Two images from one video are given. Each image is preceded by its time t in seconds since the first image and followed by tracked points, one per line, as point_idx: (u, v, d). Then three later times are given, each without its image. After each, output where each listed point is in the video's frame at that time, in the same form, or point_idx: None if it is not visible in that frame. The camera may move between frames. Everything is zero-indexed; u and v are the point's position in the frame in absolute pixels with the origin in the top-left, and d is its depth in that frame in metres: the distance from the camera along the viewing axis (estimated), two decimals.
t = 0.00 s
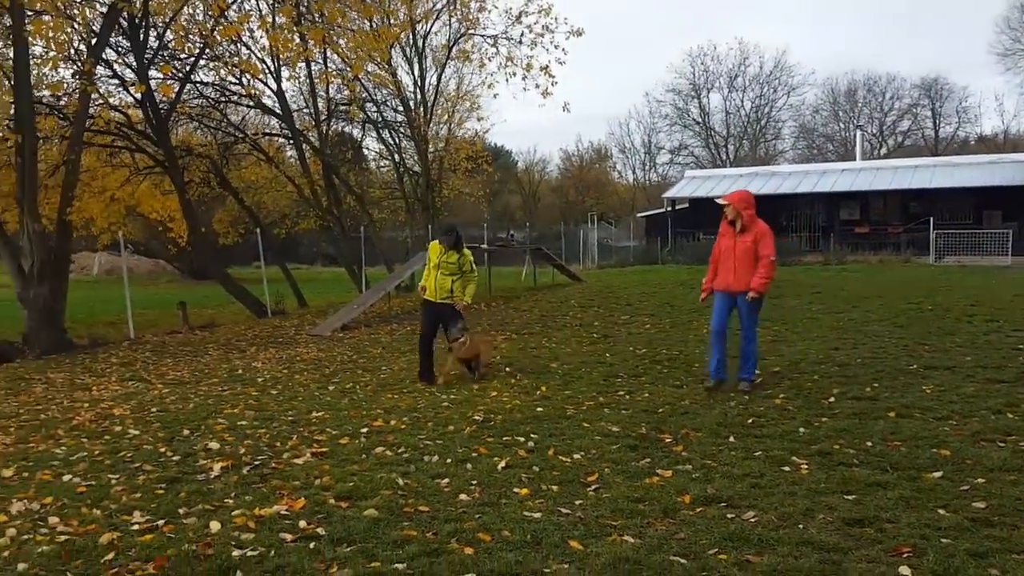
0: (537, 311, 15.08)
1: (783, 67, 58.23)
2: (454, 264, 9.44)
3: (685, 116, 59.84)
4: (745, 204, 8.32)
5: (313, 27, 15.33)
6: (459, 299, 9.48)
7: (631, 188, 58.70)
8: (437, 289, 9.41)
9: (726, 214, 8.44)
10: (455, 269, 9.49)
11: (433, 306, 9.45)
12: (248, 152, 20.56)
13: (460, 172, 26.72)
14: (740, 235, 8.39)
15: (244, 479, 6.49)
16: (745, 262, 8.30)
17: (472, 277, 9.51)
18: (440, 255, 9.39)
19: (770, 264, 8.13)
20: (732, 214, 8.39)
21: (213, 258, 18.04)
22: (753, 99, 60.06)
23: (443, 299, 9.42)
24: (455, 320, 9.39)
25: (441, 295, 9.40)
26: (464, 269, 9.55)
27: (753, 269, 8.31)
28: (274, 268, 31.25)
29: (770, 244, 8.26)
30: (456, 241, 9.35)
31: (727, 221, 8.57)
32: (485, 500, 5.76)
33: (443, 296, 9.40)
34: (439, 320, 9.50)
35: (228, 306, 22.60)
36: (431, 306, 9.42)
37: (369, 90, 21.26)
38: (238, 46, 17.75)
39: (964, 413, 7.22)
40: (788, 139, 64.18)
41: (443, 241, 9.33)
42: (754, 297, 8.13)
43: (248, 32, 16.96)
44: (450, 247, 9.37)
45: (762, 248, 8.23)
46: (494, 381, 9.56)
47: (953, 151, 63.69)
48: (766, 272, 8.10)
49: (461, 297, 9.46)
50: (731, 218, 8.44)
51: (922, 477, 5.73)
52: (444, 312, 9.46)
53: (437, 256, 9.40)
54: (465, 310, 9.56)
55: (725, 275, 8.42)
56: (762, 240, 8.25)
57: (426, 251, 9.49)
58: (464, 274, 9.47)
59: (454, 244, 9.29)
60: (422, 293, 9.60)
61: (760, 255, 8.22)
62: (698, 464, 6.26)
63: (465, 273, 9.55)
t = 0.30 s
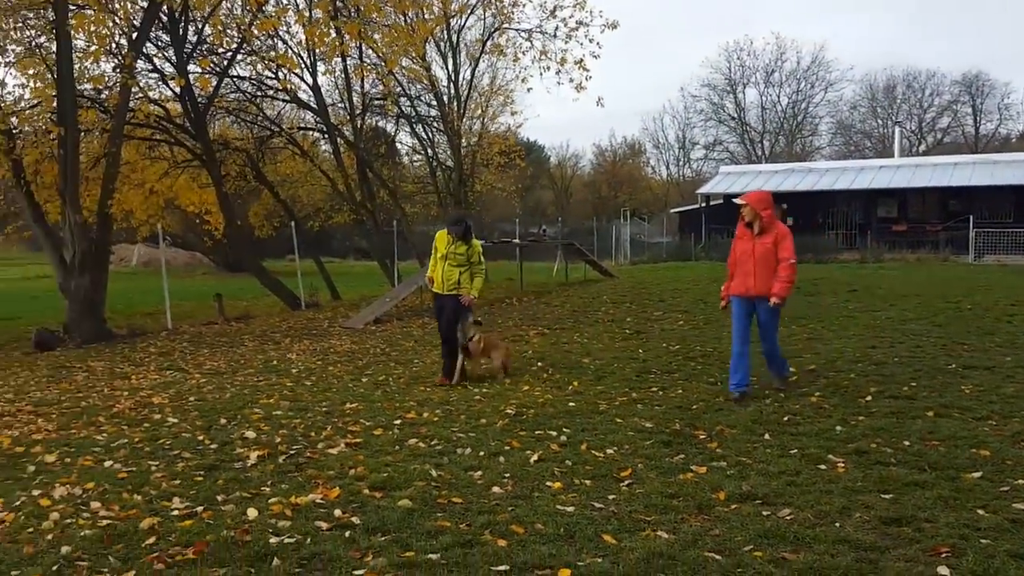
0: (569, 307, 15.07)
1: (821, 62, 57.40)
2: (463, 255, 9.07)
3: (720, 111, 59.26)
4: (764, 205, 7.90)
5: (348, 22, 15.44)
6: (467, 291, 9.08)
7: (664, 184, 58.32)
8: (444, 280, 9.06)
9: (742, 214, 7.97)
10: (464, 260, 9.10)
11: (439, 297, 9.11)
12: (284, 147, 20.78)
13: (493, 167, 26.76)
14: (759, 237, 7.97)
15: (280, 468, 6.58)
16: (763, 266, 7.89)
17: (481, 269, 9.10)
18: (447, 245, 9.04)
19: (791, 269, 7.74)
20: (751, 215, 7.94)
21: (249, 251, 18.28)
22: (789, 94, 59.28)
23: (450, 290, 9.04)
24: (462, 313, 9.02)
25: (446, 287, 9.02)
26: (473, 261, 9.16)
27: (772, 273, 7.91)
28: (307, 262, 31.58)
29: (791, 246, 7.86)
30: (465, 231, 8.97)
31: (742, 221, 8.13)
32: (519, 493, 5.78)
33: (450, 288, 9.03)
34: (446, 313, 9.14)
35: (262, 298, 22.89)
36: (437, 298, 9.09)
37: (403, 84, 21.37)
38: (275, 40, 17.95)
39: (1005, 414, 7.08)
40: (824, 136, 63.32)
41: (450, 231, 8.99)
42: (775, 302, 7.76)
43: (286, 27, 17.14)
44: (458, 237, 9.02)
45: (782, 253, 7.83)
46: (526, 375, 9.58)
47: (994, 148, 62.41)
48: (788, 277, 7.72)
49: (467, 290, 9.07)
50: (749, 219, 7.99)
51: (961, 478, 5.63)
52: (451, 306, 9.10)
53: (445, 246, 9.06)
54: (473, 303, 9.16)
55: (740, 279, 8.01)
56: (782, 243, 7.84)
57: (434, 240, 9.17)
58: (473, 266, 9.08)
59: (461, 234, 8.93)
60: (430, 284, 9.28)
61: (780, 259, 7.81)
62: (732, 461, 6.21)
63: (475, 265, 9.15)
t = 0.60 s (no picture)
0: (591, 304, 15.06)
1: (848, 60, 56.78)
2: (460, 252, 8.94)
3: (745, 109, 58.82)
4: (778, 198, 7.47)
5: (374, 17, 15.49)
6: (466, 289, 8.95)
7: (687, 181, 58.04)
8: (441, 279, 8.90)
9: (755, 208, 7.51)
10: (462, 257, 8.97)
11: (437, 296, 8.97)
12: (308, 142, 20.92)
13: (516, 163, 26.77)
14: (776, 233, 7.52)
15: (305, 460, 6.65)
16: (783, 262, 7.42)
17: (479, 266, 8.96)
18: (444, 242, 8.92)
19: (815, 267, 7.42)
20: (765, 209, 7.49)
21: (273, 245, 18.42)
22: (815, 92, 58.72)
23: (447, 288, 8.89)
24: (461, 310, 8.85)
25: (443, 284, 8.87)
26: (472, 258, 9.02)
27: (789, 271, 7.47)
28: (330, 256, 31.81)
29: (808, 243, 7.46)
30: (461, 228, 8.82)
31: (753, 216, 7.65)
32: (542, 488, 5.80)
33: (447, 286, 8.87)
34: (444, 312, 8.97)
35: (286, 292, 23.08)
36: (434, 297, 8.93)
37: (427, 80, 21.43)
38: (301, 36, 18.07)
39: None
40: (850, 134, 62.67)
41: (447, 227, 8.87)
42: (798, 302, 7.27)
43: (311, 22, 17.24)
44: (455, 234, 8.90)
45: (801, 249, 7.45)
46: (549, 371, 9.60)
47: None
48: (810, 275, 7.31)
49: (465, 287, 8.92)
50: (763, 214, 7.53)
51: (988, 479, 5.58)
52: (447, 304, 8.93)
53: (442, 243, 8.93)
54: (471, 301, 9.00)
55: (757, 277, 7.50)
56: (801, 238, 7.45)
57: (431, 239, 9.04)
58: (470, 262, 8.96)
59: (457, 230, 8.80)
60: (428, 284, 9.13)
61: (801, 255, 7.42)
62: (757, 459, 6.19)
63: (473, 263, 9.01)
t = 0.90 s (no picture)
0: (611, 301, 15.02)
1: (871, 57, 56.22)
2: (452, 251, 8.55)
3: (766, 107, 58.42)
4: (794, 193, 7.23)
5: (396, 13, 15.53)
6: (456, 291, 8.62)
7: (706, 179, 57.74)
8: (432, 280, 8.58)
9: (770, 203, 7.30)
10: (453, 257, 8.59)
11: (426, 298, 8.63)
12: (329, 138, 21.02)
13: (535, 160, 26.75)
14: (790, 228, 7.31)
15: (327, 454, 6.69)
16: (796, 259, 7.22)
17: (472, 267, 8.61)
18: (435, 240, 8.50)
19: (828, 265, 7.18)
20: (781, 204, 7.27)
21: (294, 241, 18.53)
22: (838, 89, 58.21)
23: (437, 290, 8.56)
24: (450, 315, 8.55)
25: (434, 286, 8.54)
26: (464, 258, 8.65)
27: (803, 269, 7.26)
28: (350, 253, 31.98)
29: (823, 240, 7.23)
30: (454, 228, 8.43)
31: (768, 210, 7.44)
32: (563, 484, 5.80)
33: (438, 288, 8.56)
34: (432, 315, 8.65)
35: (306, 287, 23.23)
36: (423, 299, 8.62)
37: (448, 77, 21.47)
38: (323, 33, 18.16)
39: None
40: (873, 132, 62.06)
41: (438, 226, 8.43)
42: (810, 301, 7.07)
43: (333, 19, 17.32)
44: (446, 233, 8.47)
45: (815, 246, 7.24)
46: (569, 368, 9.60)
47: None
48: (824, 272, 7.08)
49: (457, 290, 8.61)
50: (778, 209, 7.32)
51: (1016, 480, 5.51)
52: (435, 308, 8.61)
53: (434, 242, 8.52)
54: (462, 304, 8.68)
55: (770, 275, 7.31)
56: (817, 235, 7.23)
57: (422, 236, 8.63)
58: (462, 262, 8.60)
59: (449, 229, 8.36)
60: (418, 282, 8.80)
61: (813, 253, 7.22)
62: (780, 458, 6.16)
63: (466, 263, 8.64)
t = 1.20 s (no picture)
0: (635, 300, 14.97)
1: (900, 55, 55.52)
2: (448, 246, 8.26)
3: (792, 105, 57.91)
4: (808, 191, 7.02)
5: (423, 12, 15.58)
6: (452, 289, 8.29)
7: (731, 178, 57.36)
8: (426, 277, 8.24)
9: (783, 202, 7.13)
10: (449, 254, 8.29)
11: (421, 296, 8.31)
12: (354, 136, 21.15)
13: (559, 158, 26.72)
14: (804, 228, 7.10)
15: (353, 449, 6.73)
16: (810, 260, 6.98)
17: (468, 264, 8.33)
18: (430, 235, 8.21)
19: (840, 261, 6.86)
20: (794, 203, 7.07)
21: (319, 238, 18.66)
22: (865, 88, 57.56)
23: (432, 287, 8.22)
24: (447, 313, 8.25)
25: (430, 283, 8.20)
26: (459, 253, 8.35)
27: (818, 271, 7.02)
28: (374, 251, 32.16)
29: (838, 239, 6.97)
30: (449, 222, 8.16)
31: (783, 210, 7.24)
32: (589, 482, 5.80)
33: (433, 286, 8.21)
34: (428, 313, 8.33)
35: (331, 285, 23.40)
36: (418, 297, 8.30)
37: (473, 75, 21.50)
38: (349, 31, 18.26)
39: None
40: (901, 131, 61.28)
41: (433, 221, 8.13)
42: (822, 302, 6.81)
43: (360, 18, 17.41)
44: (441, 227, 8.18)
45: (830, 245, 6.99)
46: (594, 367, 9.59)
47: None
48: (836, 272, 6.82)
49: (453, 287, 8.28)
50: (792, 208, 7.12)
51: None
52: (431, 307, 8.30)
53: (429, 237, 8.22)
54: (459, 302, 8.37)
55: (784, 277, 7.11)
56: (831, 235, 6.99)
57: (415, 231, 8.33)
58: (459, 258, 8.31)
59: (444, 224, 8.06)
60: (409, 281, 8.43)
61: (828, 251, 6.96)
62: (808, 458, 6.11)
63: (461, 259, 8.35)
